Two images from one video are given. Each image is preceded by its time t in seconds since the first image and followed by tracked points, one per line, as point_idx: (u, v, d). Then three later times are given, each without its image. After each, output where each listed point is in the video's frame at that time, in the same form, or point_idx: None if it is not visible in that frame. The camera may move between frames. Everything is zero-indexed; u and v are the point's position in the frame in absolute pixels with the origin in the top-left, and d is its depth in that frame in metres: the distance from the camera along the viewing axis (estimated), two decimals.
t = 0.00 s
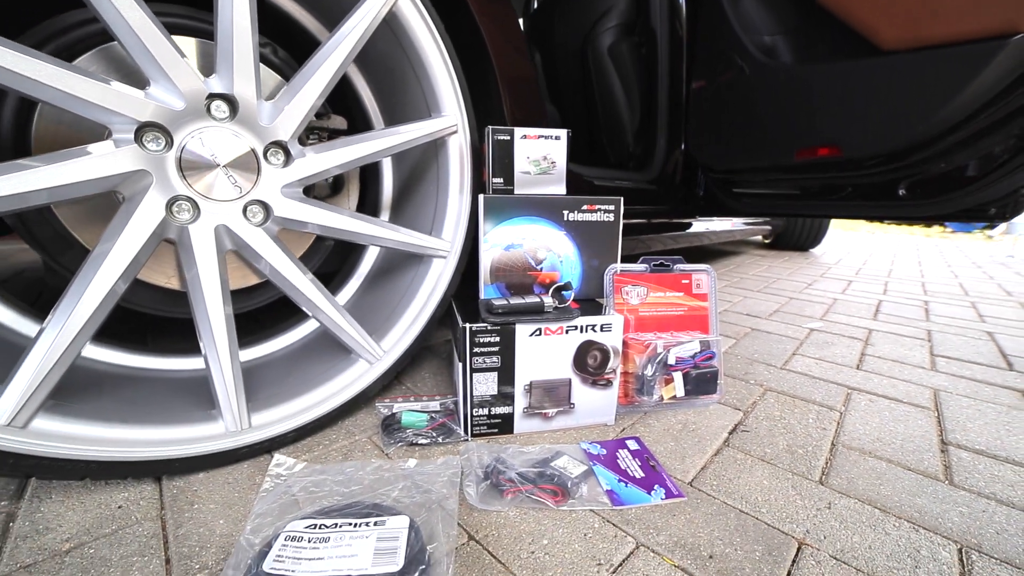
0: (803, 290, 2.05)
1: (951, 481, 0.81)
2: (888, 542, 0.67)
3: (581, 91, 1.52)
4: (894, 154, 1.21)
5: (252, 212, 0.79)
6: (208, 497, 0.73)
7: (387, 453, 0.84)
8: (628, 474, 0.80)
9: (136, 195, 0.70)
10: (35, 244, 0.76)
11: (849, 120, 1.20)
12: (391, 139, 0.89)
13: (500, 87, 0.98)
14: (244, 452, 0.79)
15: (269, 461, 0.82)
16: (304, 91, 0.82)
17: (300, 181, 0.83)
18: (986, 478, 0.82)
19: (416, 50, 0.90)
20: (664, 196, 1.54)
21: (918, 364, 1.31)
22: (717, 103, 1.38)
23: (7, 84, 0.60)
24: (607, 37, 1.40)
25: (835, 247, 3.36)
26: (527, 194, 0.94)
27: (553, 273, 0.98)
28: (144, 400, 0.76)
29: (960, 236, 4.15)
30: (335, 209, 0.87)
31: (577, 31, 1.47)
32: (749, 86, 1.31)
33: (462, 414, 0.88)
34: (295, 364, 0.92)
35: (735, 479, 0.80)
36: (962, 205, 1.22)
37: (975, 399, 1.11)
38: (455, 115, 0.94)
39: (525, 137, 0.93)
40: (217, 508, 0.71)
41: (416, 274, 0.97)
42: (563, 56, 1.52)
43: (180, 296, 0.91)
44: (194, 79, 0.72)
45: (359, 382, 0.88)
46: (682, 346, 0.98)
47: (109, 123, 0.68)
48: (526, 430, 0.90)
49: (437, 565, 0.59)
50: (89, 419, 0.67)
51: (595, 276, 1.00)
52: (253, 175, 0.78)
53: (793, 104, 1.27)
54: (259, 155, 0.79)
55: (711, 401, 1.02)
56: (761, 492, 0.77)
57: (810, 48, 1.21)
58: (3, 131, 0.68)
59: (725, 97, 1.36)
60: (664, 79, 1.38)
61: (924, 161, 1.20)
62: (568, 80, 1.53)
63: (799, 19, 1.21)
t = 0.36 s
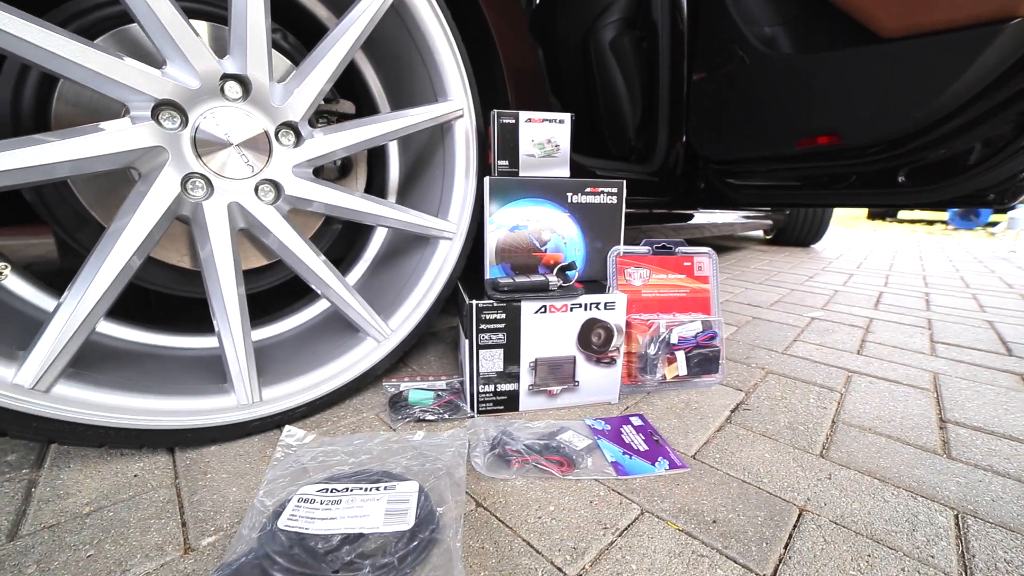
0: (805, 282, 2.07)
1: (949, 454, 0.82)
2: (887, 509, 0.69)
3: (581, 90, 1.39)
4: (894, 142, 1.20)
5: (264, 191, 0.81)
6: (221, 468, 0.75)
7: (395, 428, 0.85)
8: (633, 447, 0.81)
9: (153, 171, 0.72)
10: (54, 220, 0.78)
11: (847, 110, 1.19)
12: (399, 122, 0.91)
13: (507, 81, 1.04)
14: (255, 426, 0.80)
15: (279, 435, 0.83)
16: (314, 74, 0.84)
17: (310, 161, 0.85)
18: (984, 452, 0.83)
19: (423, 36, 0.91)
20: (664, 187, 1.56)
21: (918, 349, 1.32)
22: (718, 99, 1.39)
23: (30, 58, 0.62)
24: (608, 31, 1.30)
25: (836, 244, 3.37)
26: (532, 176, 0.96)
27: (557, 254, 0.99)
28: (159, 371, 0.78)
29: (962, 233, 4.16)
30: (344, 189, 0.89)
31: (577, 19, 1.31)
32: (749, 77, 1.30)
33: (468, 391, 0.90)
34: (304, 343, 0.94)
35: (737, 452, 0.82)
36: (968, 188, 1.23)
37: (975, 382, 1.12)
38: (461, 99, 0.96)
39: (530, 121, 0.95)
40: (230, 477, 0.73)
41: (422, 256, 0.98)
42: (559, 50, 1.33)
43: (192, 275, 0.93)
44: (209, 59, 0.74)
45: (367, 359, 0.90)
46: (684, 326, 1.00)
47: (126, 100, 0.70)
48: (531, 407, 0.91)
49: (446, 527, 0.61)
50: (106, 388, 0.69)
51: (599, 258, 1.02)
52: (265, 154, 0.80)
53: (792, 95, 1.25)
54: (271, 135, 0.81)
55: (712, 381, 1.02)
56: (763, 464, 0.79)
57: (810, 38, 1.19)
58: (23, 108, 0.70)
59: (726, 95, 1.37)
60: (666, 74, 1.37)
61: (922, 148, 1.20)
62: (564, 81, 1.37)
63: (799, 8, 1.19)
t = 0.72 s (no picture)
0: (810, 277, 2.07)
1: (956, 436, 0.83)
2: (894, 485, 0.70)
3: (586, 84, 1.42)
4: (900, 131, 1.20)
5: (280, 175, 0.83)
6: (237, 445, 0.77)
7: (408, 409, 0.86)
8: (642, 427, 0.82)
9: (172, 154, 0.74)
10: (77, 203, 0.80)
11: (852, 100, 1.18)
12: (410, 110, 0.93)
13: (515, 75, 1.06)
14: (270, 406, 0.82)
15: (293, 416, 0.84)
16: (328, 63, 0.86)
17: (324, 147, 0.87)
18: (990, 434, 0.84)
19: (434, 25, 0.93)
20: (669, 181, 1.57)
21: (924, 339, 1.33)
22: (723, 93, 1.37)
23: (60, 41, 0.64)
24: (614, 27, 1.31)
25: (840, 241, 3.37)
26: (541, 163, 0.97)
27: (566, 241, 1.01)
28: (177, 352, 0.80)
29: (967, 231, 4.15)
30: (357, 175, 0.91)
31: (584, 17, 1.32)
32: (754, 69, 1.29)
33: (480, 374, 0.91)
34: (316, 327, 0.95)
35: (746, 433, 0.83)
36: (974, 176, 1.22)
37: (981, 369, 1.13)
38: (471, 88, 0.97)
39: (539, 109, 0.96)
40: (247, 454, 0.74)
41: (433, 242, 1.00)
42: (564, 45, 1.36)
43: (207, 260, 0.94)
44: (228, 45, 0.76)
45: (380, 342, 0.91)
46: (692, 312, 1.01)
47: (148, 84, 0.71)
48: (541, 391, 0.92)
49: (462, 498, 0.62)
50: (128, 365, 0.70)
51: (607, 245, 1.03)
52: (281, 139, 0.82)
53: (798, 85, 1.24)
54: (287, 121, 0.83)
55: (720, 366, 1.03)
56: (771, 444, 0.79)
57: (815, 28, 1.18)
58: (49, 94, 0.72)
59: (731, 88, 1.35)
60: (671, 74, 1.38)
61: (929, 138, 1.19)
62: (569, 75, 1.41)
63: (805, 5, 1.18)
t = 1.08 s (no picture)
0: (817, 272, 2.08)
1: (967, 420, 0.84)
2: (906, 465, 0.70)
3: (596, 81, 1.46)
4: (908, 124, 1.19)
5: (298, 162, 0.85)
6: (257, 426, 0.78)
7: (423, 392, 0.87)
8: (655, 410, 0.83)
9: (196, 140, 0.76)
10: (101, 188, 0.83)
11: (858, 94, 1.17)
12: (425, 100, 0.95)
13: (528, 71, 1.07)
14: (287, 388, 0.83)
15: (309, 399, 0.85)
16: (345, 53, 0.88)
17: (341, 134, 0.89)
18: (1001, 419, 0.85)
19: (449, 16, 0.94)
20: (676, 176, 1.56)
21: (934, 331, 1.33)
22: (729, 88, 1.36)
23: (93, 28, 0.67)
24: (620, 24, 1.34)
25: (848, 238, 3.35)
26: (554, 152, 0.98)
27: (578, 229, 1.02)
28: (198, 335, 0.81)
29: (975, 229, 4.13)
30: (372, 163, 0.92)
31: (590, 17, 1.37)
32: (762, 64, 1.27)
33: (494, 359, 0.92)
34: (330, 314, 0.96)
35: (758, 416, 0.83)
36: (982, 169, 1.21)
37: (990, 359, 1.14)
38: (484, 79, 0.99)
39: (552, 99, 0.98)
40: (266, 434, 0.76)
41: (446, 231, 1.01)
42: (571, 45, 1.42)
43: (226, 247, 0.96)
44: (250, 34, 0.77)
45: (395, 328, 0.93)
46: (702, 299, 1.02)
47: (172, 71, 0.73)
48: (554, 376, 0.93)
49: (480, 474, 0.63)
50: (151, 346, 0.72)
51: (619, 234, 1.04)
52: (300, 126, 0.84)
53: (804, 79, 1.23)
54: (305, 109, 0.84)
55: (730, 355, 1.03)
56: (783, 427, 0.80)
57: (823, 21, 1.16)
58: (78, 82, 0.75)
59: (737, 82, 1.34)
60: (678, 73, 1.37)
61: (938, 130, 1.18)
62: (580, 72, 1.44)
63: None
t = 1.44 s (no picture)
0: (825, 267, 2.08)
1: (980, 407, 0.84)
2: (920, 447, 0.70)
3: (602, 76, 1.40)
4: (916, 116, 1.17)
5: (316, 149, 0.86)
6: (276, 408, 0.79)
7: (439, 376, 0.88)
8: (669, 395, 0.84)
9: (220, 126, 0.77)
10: (124, 175, 0.84)
11: (867, 85, 1.18)
12: (440, 90, 0.96)
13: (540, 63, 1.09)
14: (306, 373, 0.84)
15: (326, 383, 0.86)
16: (363, 43, 0.89)
17: (358, 124, 0.90)
18: (1014, 405, 0.85)
19: (463, 8, 0.96)
20: (684, 171, 1.56)
21: (945, 323, 1.33)
22: (737, 83, 1.36)
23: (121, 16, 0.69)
24: (629, 19, 1.28)
25: (855, 237, 3.32)
26: (567, 142, 0.99)
27: (591, 219, 1.03)
28: (218, 319, 0.83)
29: (984, 228, 4.11)
30: (388, 152, 0.94)
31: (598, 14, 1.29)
32: (772, 58, 1.28)
33: (508, 346, 0.93)
34: (346, 301, 0.97)
35: (770, 401, 0.84)
36: (992, 160, 1.17)
37: (1001, 350, 1.14)
38: (498, 71, 1.01)
39: (565, 90, 0.99)
40: (287, 416, 0.77)
41: (460, 220, 1.02)
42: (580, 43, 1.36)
43: (244, 235, 0.97)
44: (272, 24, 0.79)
45: (410, 315, 0.94)
46: (714, 288, 1.03)
47: (197, 59, 0.75)
48: (567, 363, 0.94)
49: (500, 452, 0.64)
50: (174, 327, 0.74)
51: (630, 224, 1.05)
52: (318, 115, 0.85)
53: (813, 71, 1.23)
54: (324, 98, 0.86)
55: (740, 344, 1.04)
56: (796, 412, 0.80)
57: (831, 15, 1.17)
58: (105, 70, 0.79)
59: (745, 78, 1.34)
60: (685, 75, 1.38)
61: (947, 122, 1.16)
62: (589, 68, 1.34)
63: None
